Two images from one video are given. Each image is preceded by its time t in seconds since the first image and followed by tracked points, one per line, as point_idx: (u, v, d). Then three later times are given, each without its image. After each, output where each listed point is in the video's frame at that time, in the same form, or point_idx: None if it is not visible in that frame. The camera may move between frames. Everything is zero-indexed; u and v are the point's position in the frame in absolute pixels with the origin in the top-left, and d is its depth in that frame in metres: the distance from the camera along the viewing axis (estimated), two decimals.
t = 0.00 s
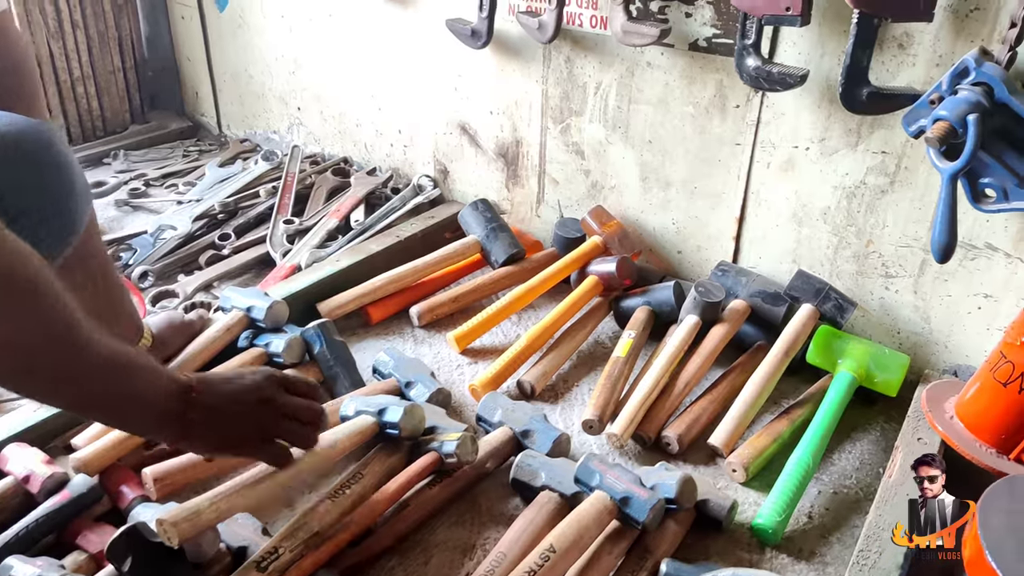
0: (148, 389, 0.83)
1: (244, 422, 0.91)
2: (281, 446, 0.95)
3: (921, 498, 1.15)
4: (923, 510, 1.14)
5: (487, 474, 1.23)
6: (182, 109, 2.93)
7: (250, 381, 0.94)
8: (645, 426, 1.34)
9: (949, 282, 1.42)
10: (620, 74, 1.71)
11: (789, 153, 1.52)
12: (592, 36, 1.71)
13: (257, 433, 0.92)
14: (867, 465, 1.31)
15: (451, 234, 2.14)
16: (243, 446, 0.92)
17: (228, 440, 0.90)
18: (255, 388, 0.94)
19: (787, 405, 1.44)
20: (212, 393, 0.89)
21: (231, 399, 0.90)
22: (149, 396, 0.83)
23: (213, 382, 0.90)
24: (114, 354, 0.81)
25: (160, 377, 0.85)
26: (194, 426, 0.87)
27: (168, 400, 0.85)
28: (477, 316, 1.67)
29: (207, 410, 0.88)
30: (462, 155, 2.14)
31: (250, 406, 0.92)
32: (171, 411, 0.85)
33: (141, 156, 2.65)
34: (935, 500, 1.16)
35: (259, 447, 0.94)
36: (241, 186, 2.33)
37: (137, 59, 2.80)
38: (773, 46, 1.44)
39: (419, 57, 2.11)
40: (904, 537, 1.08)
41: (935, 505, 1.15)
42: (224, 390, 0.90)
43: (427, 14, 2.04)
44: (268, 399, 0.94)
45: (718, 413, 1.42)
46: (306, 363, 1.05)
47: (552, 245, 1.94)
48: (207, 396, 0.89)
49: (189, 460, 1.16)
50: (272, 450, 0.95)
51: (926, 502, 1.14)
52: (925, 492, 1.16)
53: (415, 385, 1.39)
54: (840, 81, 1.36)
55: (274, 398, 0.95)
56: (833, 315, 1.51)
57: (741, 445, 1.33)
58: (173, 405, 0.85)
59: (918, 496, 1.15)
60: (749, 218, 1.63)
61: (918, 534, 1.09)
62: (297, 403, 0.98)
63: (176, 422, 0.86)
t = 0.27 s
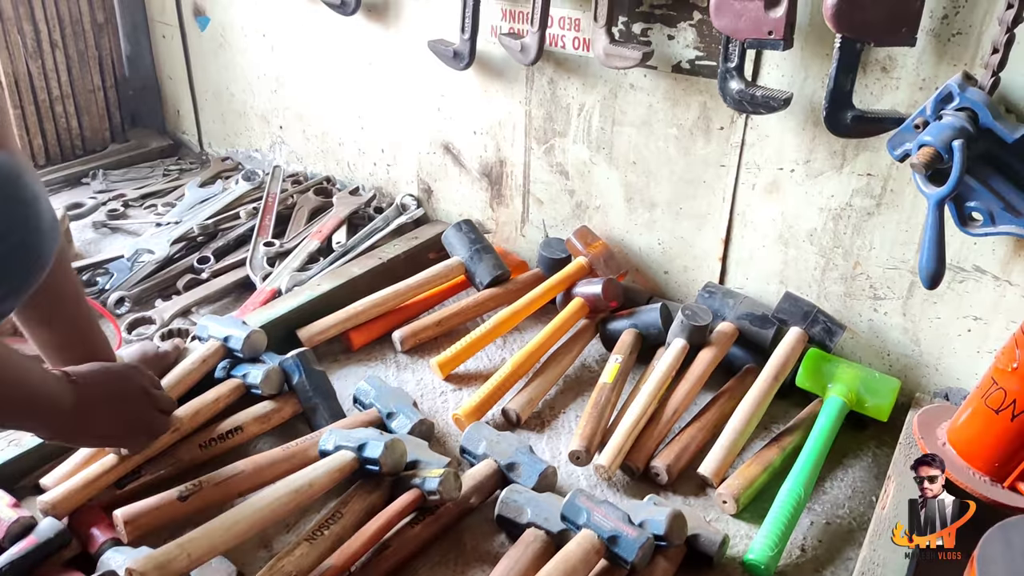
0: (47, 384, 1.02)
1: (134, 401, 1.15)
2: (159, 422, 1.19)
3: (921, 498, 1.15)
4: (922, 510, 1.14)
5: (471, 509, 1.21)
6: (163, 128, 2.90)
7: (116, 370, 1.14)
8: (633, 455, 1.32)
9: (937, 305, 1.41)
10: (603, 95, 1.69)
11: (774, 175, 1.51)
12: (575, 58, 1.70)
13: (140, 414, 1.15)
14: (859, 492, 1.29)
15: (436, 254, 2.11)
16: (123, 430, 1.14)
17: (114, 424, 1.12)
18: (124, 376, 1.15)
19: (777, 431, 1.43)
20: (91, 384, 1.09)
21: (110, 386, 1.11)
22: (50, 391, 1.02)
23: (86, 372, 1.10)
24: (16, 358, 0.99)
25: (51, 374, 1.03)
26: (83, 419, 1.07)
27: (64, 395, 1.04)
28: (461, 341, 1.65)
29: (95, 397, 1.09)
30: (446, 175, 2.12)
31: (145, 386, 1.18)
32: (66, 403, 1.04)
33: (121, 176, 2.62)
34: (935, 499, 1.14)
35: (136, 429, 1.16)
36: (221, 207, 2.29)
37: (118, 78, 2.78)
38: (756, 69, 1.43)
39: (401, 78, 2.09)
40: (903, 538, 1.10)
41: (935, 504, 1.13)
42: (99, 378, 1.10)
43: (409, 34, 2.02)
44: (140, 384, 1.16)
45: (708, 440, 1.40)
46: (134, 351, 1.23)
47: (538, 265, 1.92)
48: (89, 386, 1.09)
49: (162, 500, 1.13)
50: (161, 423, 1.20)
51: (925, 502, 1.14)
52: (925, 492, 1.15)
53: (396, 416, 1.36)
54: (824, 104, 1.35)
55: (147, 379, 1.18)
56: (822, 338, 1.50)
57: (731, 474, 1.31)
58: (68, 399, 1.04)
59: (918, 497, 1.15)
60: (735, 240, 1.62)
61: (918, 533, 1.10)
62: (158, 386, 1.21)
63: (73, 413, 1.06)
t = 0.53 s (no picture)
0: (55, 387, 1.09)
1: (132, 426, 1.19)
2: (150, 450, 1.22)
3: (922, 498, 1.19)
4: (923, 510, 1.17)
5: (463, 546, 1.18)
6: (149, 151, 2.87)
7: (124, 395, 1.21)
8: (627, 489, 1.31)
9: (932, 334, 1.40)
10: (593, 122, 1.69)
11: (766, 203, 1.50)
12: (564, 85, 1.70)
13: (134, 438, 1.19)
14: (857, 526, 1.28)
15: (425, 280, 2.09)
16: (117, 452, 1.17)
17: (109, 443, 1.16)
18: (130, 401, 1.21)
19: (772, 462, 1.42)
20: (100, 400, 1.16)
21: (116, 407, 1.18)
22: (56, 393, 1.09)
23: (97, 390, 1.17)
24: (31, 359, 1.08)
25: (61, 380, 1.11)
26: (83, 429, 1.12)
27: (69, 399, 1.11)
28: (450, 370, 1.62)
29: (98, 412, 1.15)
30: (435, 200, 2.11)
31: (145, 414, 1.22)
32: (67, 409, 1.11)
33: (106, 199, 2.59)
34: (936, 499, 1.17)
35: (128, 454, 1.19)
36: (207, 232, 2.27)
37: (104, 101, 2.75)
38: (747, 97, 1.43)
39: (390, 103, 2.08)
40: (904, 538, 1.13)
41: (935, 504, 1.16)
42: (107, 399, 1.17)
43: (397, 59, 2.01)
44: (143, 413, 1.22)
45: (702, 472, 1.38)
46: (140, 389, 1.30)
47: (528, 291, 1.90)
48: (96, 401, 1.16)
49: (147, 540, 1.10)
50: (153, 455, 1.22)
51: (926, 502, 1.17)
52: (925, 492, 1.19)
53: (385, 449, 1.34)
54: (816, 133, 1.34)
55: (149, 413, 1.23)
56: (817, 367, 1.48)
57: (727, 507, 1.30)
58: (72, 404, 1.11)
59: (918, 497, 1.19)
60: (727, 267, 1.61)
61: (919, 534, 1.13)
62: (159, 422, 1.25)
63: (72, 421, 1.12)
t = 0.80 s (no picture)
0: (89, 392, 1.01)
1: (164, 434, 1.13)
2: (178, 456, 1.16)
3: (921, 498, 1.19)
4: (922, 510, 1.18)
5: (475, 561, 1.17)
6: (156, 162, 2.88)
7: (161, 397, 1.14)
8: (639, 503, 1.30)
9: (946, 347, 1.40)
10: (601, 134, 1.69)
11: (776, 215, 1.50)
12: (572, 97, 1.70)
13: (164, 445, 1.13)
14: (871, 540, 1.27)
15: (432, 291, 2.09)
16: (144, 457, 1.11)
17: (138, 449, 1.10)
18: (166, 405, 1.14)
19: (783, 475, 1.41)
20: (137, 408, 1.08)
21: (151, 413, 1.10)
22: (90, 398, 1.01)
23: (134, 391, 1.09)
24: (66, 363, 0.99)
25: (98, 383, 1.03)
26: (113, 438, 1.06)
27: (104, 407, 1.04)
28: (459, 383, 1.62)
29: (133, 418, 1.08)
30: (442, 212, 2.11)
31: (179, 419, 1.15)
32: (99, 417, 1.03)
33: (115, 211, 2.59)
34: (936, 499, 1.18)
35: (156, 459, 1.13)
36: (215, 244, 2.27)
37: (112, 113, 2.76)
38: (756, 109, 1.43)
39: (397, 114, 2.09)
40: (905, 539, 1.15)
41: (935, 504, 1.17)
42: (145, 403, 1.10)
43: (404, 72, 2.02)
44: (178, 418, 1.15)
45: (714, 486, 1.38)
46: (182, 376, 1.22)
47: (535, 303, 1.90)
48: (133, 406, 1.08)
49: (160, 554, 1.10)
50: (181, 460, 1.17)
51: (926, 502, 1.18)
52: (925, 492, 1.20)
53: (395, 462, 1.33)
54: (827, 145, 1.34)
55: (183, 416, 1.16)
56: (828, 380, 1.48)
57: (739, 522, 1.29)
58: (107, 413, 1.04)
59: (918, 497, 1.20)
60: (737, 278, 1.61)
61: (919, 534, 1.15)
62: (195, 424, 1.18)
63: (104, 427, 1.05)
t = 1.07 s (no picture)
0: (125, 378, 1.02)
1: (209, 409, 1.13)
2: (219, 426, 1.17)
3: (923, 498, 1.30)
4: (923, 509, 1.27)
5: (500, 561, 1.18)
6: (175, 167, 2.90)
7: (207, 379, 1.14)
8: (661, 505, 1.30)
9: (969, 349, 1.39)
10: (619, 137, 1.69)
11: (797, 217, 1.50)
12: (590, 100, 1.70)
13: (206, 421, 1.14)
14: (894, 543, 1.27)
15: (450, 294, 2.10)
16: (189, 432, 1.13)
17: (183, 427, 1.11)
18: (211, 387, 1.14)
19: (805, 478, 1.41)
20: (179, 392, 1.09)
21: (195, 395, 1.11)
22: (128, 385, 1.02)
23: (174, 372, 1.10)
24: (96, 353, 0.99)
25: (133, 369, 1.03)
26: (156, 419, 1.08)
27: (145, 394, 1.05)
28: (479, 385, 1.63)
29: (177, 400, 1.09)
30: (459, 215, 2.12)
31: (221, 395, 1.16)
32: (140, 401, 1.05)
33: (136, 215, 2.62)
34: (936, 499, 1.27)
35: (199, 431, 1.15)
36: (237, 247, 2.29)
37: (131, 118, 2.79)
38: (777, 111, 1.43)
39: (415, 118, 2.10)
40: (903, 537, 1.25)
41: (935, 504, 1.26)
42: (186, 388, 1.10)
43: (422, 76, 2.03)
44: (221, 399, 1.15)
45: (735, 488, 1.38)
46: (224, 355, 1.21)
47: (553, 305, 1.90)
48: (176, 390, 1.09)
49: (190, 554, 1.11)
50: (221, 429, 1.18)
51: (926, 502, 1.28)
52: (926, 492, 1.30)
53: (418, 463, 1.34)
54: (848, 147, 1.34)
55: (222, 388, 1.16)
56: (850, 383, 1.48)
57: (762, 524, 1.29)
58: (153, 398, 1.06)
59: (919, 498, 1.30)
60: (757, 280, 1.61)
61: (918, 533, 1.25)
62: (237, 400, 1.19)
63: (148, 410, 1.07)
